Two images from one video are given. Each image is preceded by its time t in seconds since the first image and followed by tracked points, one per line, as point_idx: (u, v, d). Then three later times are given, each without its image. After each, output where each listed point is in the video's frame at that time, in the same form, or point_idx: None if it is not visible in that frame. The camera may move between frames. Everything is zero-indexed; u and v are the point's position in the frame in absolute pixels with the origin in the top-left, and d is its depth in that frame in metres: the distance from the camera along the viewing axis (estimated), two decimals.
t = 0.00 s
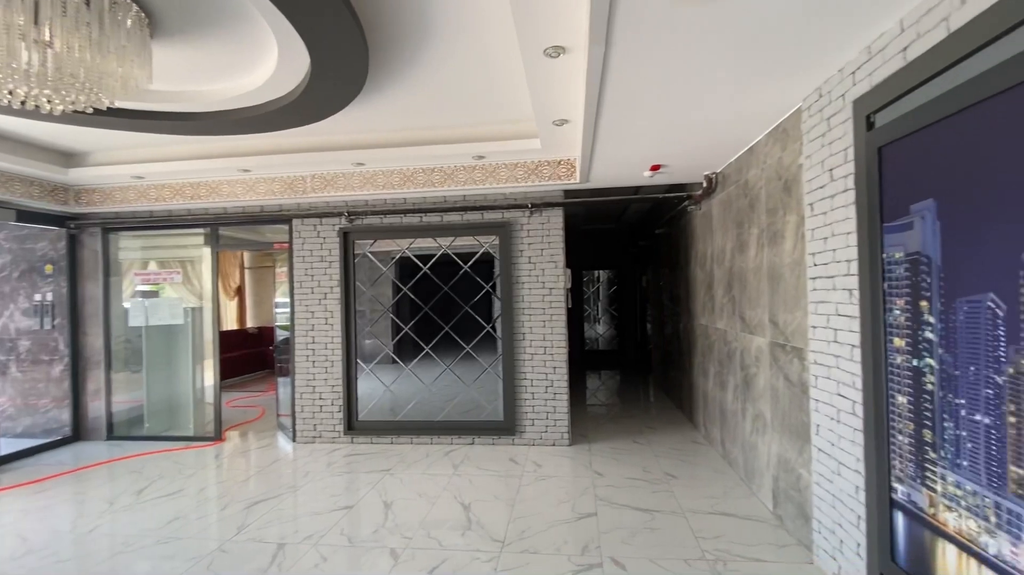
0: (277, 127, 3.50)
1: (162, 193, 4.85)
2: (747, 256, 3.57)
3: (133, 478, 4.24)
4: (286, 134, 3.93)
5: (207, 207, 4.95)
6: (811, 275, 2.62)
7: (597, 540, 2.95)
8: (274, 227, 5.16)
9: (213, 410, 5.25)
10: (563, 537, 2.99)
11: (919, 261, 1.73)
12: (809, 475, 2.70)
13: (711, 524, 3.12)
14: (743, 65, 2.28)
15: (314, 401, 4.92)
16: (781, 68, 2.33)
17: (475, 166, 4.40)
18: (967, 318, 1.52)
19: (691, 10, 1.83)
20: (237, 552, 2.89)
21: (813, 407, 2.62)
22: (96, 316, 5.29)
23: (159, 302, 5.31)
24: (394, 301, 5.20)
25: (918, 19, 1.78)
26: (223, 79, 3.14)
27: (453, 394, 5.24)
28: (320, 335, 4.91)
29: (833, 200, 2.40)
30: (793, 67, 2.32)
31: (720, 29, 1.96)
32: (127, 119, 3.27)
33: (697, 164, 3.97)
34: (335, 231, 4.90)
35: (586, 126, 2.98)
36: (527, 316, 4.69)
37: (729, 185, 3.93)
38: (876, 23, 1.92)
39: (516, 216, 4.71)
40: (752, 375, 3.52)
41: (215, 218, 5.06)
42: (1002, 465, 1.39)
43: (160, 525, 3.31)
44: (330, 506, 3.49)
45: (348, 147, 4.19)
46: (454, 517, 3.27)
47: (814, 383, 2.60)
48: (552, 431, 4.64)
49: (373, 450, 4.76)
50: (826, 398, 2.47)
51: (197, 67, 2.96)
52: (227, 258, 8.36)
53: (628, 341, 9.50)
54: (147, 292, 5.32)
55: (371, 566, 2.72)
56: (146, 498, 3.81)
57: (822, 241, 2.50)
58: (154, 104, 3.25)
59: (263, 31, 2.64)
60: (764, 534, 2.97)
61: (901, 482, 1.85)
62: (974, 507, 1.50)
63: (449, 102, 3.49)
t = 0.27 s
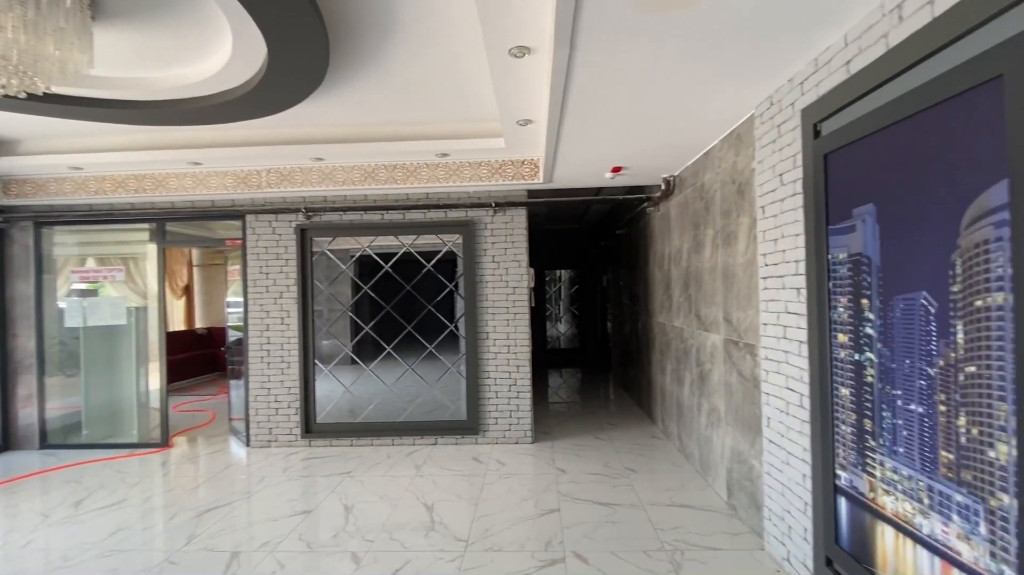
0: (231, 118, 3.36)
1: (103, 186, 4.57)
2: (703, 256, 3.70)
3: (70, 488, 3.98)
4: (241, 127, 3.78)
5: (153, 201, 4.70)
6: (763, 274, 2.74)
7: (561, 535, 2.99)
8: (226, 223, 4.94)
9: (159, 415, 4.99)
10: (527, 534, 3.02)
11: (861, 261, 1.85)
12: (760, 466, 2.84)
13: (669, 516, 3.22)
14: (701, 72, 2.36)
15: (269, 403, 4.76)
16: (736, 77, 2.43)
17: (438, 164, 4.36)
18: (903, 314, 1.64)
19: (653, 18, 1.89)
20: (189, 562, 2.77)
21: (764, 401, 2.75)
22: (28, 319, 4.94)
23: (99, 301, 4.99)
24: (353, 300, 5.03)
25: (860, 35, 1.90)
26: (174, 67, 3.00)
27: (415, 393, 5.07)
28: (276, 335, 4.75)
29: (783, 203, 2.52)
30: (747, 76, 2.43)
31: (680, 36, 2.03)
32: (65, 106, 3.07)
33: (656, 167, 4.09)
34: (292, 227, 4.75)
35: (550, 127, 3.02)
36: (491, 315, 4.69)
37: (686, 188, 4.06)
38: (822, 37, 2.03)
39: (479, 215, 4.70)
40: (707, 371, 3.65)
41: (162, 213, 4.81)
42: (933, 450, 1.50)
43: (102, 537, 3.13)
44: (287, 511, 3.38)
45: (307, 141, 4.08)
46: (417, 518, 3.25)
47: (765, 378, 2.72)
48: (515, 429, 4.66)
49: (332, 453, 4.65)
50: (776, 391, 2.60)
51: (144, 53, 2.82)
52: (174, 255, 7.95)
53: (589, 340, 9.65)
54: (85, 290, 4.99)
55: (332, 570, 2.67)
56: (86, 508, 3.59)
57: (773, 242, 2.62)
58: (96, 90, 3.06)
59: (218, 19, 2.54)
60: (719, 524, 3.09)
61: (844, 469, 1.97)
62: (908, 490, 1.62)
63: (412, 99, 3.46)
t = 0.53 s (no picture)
0: (181, 107, 3.20)
1: (36, 175, 4.25)
2: (663, 256, 3.80)
3: None
4: (193, 117, 3.60)
5: (93, 193, 4.41)
6: (721, 274, 2.83)
7: (525, 533, 3.00)
8: (174, 217, 4.69)
9: (100, 421, 4.68)
10: (492, 533, 3.01)
11: (813, 261, 1.94)
12: (718, 459, 2.93)
13: (631, 510, 3.28)
14: (664, 75, 2.42)
15: (220, 407, 4.55)
16: (698, 81, 2.49)
17: (401, 161, 4.29)
18: (852, 311, 1.73)
19: (620, 19, 1.91)
20: None
21: (721, 396, 2.85)
22: None
23: (30, 300, 4.63)
24: (311, 300, 4.93)
25: (813, 45, 1.99)
26: (118, 51, 2.82)
27: (377, 394, 5.07)
28: (228, 335, 4.56)
29: (740, 205, 2.62)
30: (707, 81, 2.50)
31: (644, 39, 2.07)
32: None
33: (619, 168, 4.15)
34: (246, 223, 4.57)
35: (517, 125, 3.02)
36: (455, 313, 4.66)
37: (647, 189, 4.15)
38: (778, 45, 2.12)
39: (443, 213, 4.66)
40: (667, 367, 3.74)
41: (103, 206, 4.52)
42: (879, 439, 1.59)
43: (36, 553, 2.91)
44: (241, 518, 3.25)
45: (263, 133, 3.93)
46: (380, 520, 3.19)
47: (723, 373, 2.81)
48: (479, 429, 4.65)
49: (290, 456, 4.50)
50: (733, 386, 2.69)
51: (85, 34, 2.63)
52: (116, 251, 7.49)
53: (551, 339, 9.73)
54: (13, 289, 4.62)
55: None
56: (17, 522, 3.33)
57: (730, 243, 2.72)
58: (30, 72, 2.85)
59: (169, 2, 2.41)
60: (678, 516, 3.18)
61: (797, 459, 2.06)
62: (856, 478, 1.71)
63: (375, 94, 3.38)
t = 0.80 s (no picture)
0: (123, 92, 2.99)
1: None
2: (627, 256, 3.84)
3: None
4: (136, 104, 3.38)
5: (22, 182, 4.07)
6: (683, 273, 2.88)
7: (490, 534, 2.97)
8: (115, 210, 4.40)
9: (31, 429, 4.33)
10: (456, 535, 2.96)
11: (773, 261, 1.99)
12: (679, 454, 2.99)
13: (595, 507, 3.30)
14: (630, 76, 2.44)
15: (167, 411, 4.31)
16: (663, 82, 2.52)
17: (362, 155, 4.17)
18: (810, 309, 1.78)
19: (589, 16, 1.91)
20: None
21: (683, 392, 2.90)
22: None
23: None
24: (266, 299, 4.73)
25: (773, 50, 2.05)
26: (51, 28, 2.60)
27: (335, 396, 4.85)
28: (175, 336, 4.31)
29: (703, 206, 2.67)
30: (672, 83, 2.54)
31: (611, 38, 2.07)
32: None
33: (584, 168, 4.17)
34: (196, 217, 4.33)
35: (483, 122, 2.98)
36: (418, 312, 4.58)
37: (611, 189, 4.20)
38: (740, 50, 2.17)
39: (406, 210, 4.57)
40: (631, 365, 3.79)
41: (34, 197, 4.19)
42: (835, 433, 1.65)
43: None
44: (190, 529, 3.07)
45: (214, 123, 3.73)
46: (340, 526, 3.08)
47: (685, 371, 2.87)
48: (443, 429, 4.59)
49: (244, 462, 4.30)
50: (695, 383, 2.75)
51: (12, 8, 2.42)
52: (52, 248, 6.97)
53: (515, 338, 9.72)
54: None
55: None
56: None
57: (693, 242, 2.77)
58: None
59: None
60: (641, 512, 3.22)
61: (757, 454, 2.12)
62: (814, 471, 1.76)
63: (336, 85, 3.26)
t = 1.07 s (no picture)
0: (57, 73, 2.76)
1: None
2: (593, 255, 3.86)
3: None
4: (73, 87, 3.13)
5: None
6: (649, 272, 2.91)
7: (457, 537, 2.91)
8: (48, 202, 4.08)
9: None
10: (421, 540, 2.89)
11: (738, 260, 2.02)
12: (645, 452, 3.01)
13: (562, 507, 3.30)
14: (599, 74, 2.43)
15: (105, 420, 4.05)
16: (631, 82, 2.53)
17: (322, 148, 4.02)
18: (774, 307, 1.82)
19: (560, 11, 1.88)
20: None
21: (648, 390, 2.93)
22: None
23: None
24: (217, 297, 4.48)
25: (739, 53, 2.08)
26: None
27: (293, 400, 4.63)
28: (117, 338, 4.05)
29: (669, 206, 2.70)
30: (640, 83, 2.55)
31: (582, 35, 2.06)
32: None
33: (550, 166, 4.16)
34: (140, 211, 4.07)
35: (449, 116, 2.91)
36: (381, 311, 4.47)
37: (577, 189, 4.21)
38: (707, 51, 2.19)
39: (369, 205, 4.45)
40: (596, 364, 3.81)
41: None
42: (799, 428, 1.69)
43: None
44: (132, 543, 2.87)
45: (161, 111, 3.50)
46: (298, 535, 2.95)
47: (650, 369, 2.89)
48: (407, 431, 4.49)
49: (193, 471, 4.07)
50: (660, 381, 2.78)
51: None
52: None
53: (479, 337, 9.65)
54: None
55: None
56: None
57: (658, 242, 2.80)
58: None
59: None
60: (607, 510, 3.24)
61: (722, 450, 2.15)
62: (778, 466, 1.80)
63: (295, 74, 3.12)
